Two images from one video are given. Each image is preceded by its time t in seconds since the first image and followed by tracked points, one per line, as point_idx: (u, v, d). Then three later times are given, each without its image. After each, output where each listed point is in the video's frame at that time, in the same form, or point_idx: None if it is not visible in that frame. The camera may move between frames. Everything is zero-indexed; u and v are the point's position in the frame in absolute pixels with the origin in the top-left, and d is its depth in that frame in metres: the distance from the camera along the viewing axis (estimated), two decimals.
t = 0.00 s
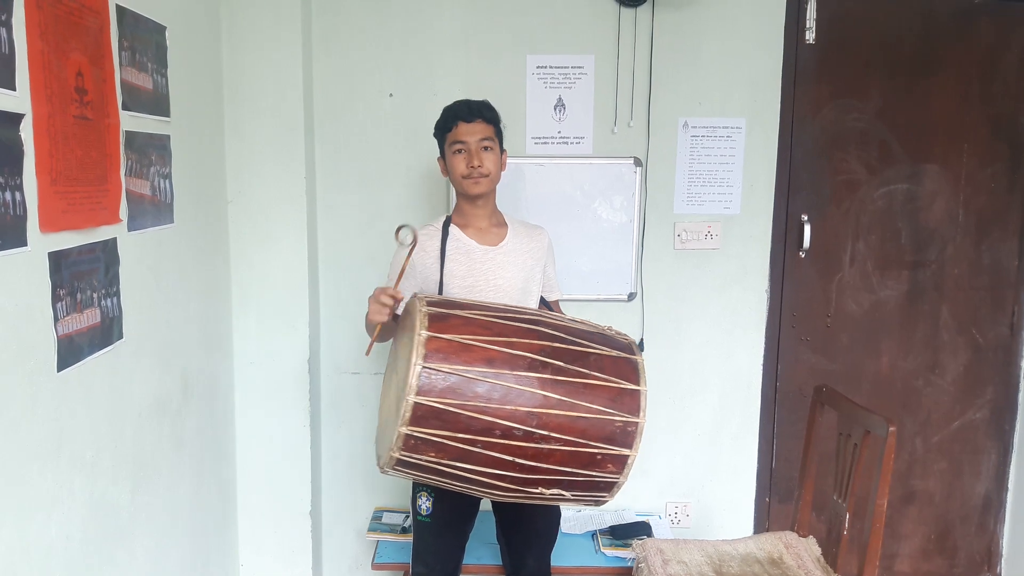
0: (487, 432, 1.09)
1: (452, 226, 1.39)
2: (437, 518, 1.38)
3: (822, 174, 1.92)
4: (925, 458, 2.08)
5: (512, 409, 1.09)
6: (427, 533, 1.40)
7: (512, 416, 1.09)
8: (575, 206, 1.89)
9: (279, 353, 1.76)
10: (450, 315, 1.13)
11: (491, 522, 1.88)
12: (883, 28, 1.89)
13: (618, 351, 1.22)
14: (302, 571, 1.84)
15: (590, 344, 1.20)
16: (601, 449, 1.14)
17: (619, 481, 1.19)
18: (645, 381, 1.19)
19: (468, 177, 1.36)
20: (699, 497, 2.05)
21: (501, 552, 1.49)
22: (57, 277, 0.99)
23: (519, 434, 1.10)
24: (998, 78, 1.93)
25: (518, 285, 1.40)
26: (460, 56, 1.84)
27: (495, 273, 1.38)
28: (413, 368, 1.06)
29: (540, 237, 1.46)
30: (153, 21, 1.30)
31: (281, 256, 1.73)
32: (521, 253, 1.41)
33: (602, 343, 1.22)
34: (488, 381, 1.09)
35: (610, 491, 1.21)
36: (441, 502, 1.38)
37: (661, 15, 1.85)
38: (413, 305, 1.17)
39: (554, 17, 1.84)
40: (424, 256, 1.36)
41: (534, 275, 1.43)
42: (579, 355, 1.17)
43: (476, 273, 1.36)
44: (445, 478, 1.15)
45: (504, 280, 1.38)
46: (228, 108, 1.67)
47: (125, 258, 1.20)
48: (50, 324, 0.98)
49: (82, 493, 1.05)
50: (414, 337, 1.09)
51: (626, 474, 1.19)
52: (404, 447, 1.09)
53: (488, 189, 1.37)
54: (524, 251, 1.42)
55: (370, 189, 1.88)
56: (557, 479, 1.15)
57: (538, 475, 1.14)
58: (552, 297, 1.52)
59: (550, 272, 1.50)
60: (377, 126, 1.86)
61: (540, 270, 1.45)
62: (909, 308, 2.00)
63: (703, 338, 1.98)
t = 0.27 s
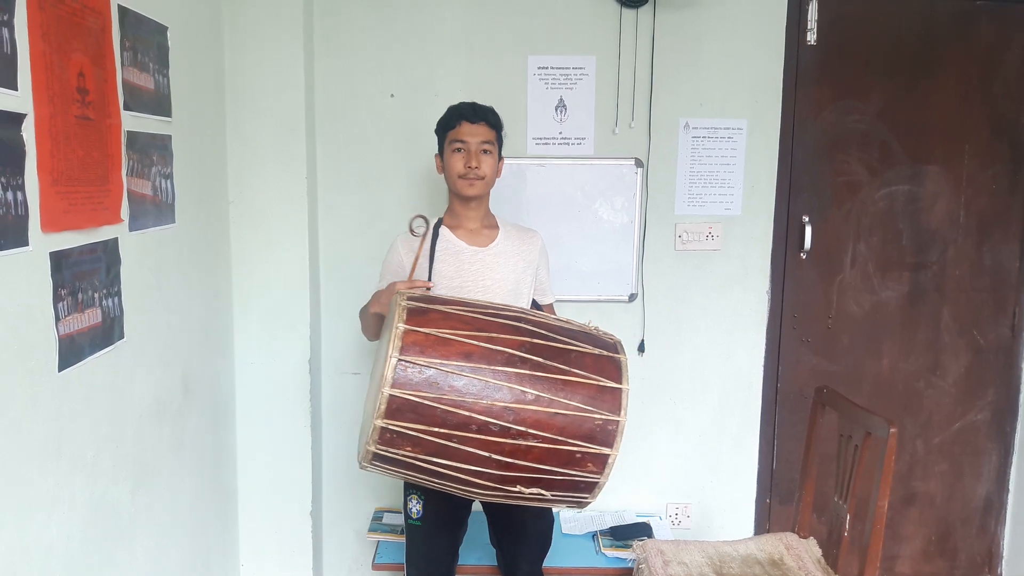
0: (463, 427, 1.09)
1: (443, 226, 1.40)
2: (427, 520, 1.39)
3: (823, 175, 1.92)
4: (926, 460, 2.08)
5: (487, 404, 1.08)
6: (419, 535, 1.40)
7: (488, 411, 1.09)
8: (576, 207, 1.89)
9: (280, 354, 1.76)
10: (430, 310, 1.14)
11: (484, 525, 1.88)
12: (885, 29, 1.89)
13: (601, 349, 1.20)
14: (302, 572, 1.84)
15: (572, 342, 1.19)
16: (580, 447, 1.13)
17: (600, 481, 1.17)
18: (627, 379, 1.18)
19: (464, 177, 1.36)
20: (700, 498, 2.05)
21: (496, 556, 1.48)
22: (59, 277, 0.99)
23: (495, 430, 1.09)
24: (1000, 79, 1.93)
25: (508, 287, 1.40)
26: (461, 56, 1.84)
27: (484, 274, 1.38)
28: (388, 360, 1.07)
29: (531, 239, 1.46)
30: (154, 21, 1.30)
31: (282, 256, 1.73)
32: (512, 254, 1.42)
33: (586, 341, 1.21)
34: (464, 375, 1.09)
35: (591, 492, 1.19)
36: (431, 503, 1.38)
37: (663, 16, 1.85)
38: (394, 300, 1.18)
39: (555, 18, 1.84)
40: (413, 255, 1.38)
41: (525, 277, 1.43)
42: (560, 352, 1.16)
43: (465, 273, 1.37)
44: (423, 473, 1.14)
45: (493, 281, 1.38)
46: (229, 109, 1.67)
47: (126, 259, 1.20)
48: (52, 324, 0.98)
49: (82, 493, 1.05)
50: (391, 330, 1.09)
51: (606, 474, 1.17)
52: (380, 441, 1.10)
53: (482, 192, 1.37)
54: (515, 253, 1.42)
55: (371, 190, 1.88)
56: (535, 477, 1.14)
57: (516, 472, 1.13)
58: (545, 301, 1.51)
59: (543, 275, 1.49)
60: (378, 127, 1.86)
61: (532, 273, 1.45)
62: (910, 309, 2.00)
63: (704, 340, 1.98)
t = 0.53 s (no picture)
0: (458, 443, 1.09)
1: (428, 223, 1.39)
2: (418, 518, 1.39)
3: (824, 175, 1.92)
4: (927, 460, 2.07)
5: (482, 421, 1.08)
6: (410, 533, 1.40)
7: (483, 427, 1.09)
8: (577, 207, 1.89)
9: (280, 354, 1.77)
10: (422, 323, 1.11)
11: (473, 527, 1.87)
12: (886, 29, 1.89)
13: (591, 360, 1.21)
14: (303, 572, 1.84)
15: (562, 354, 1.19)
16: (571, 461, 1.14)
17: (589, 492, 1.19)
18: (617, 392, 1.19)
19: (456, 179, 1.35)
20: (701, 498, 2.04)
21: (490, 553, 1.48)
22: (60, 278, 1.00)
23: (489, 446, 1.10)
24: (1001, 79, 1.93)
25: (494, 287, 1.40)
26: (461, 57, 1.84)
27: (470, 275, 1.38)
28: (383, 378, 1.05)
29: (517, 238, 1.47)
30: (155, 22, 1.31)
31: (283, 256, 1.73)
32: (498, 253, 1.42)
33: (576, 353, 1.21)
34: (459, 392, 1.08)
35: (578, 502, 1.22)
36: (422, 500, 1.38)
37: (663, 16, 1.85)
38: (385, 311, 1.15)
39: (555, 18, 1.84)
40: (398, 254, 1.37)
41: (510, 277, 1.44)
42: (552, 366, 1.16)
43: (450, 274, 1.37)
44: (415, 486, 1.14)
45: (478, 282, 1.39)
46: (229, 109, 1.67)
47: (127, 259, 1.20)
48: (54, 324, 0.99)
49: (83, 493, 1.05)
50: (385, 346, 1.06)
51: (595, 485, 1.19)
52: (374, 457, 1.08)
53: (472, 195, 1.38)
54: (499, 252, 1.42)
55: (371, 191, 1.88)
56: (526, 490, 1.15)
57: (508, 485, 1.14)
58: (528, 299, 1.53)
59: (527, 273, 1.51)
60: (378, 127, 1.86)
61: (516, 272, 1.46)
62: (911, 310, 2.00)
63: (705, 340, 1.98)
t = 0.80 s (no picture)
0: (476, 468, 1.09)
1: (423, 226, 1.37)
2: (414, 516, 1.39)
3: (825, 175, 1.92)
4: (928, 460, 2.07)
5: (501, 448, 1.09)
6: (405, 530, 1.40)
7: (501, 453, 1.09)
8: (578, 207, 1.89)
9: (281, 355, 1.77)
10: (440, 351, 1.10)
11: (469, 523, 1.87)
12: (886, 29, 1.89)
13: (601, 377, 1.20)
14: (303, 571, 1.84)
15: (574, 373, 1.18)
16: (581, 477, 1.16)
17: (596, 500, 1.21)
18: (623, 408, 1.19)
19: (469, 203, 1.33)
20: (701, 498, 2.04)
21: (484, 549, 1.48)
22: (60, 277, 1.00)
23: (507, 469, 1.11)
24: (1002, 79, 1.93)
25: (489, 288, 1.41)
26: (461, 57, 1.84)
27: (466, 278, 1.38)
28: (407, 413, 1.04)
29: (508, 237, 1.48)
30: (156, 22, 1.31)
31: (283, 256, 1.73)
32: (492, 255, 1.42)
33: (585, 369, 1.20)
34: (479, 422, 1.07)
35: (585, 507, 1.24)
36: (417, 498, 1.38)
37: (663, 16, 1.85)
38: (399, 338, 1.12)
39: (555, 18, 1.84)
40: (393, 257, 1.36)
41: (502, 277, 1.45)
42: (565, 387, 1.15)
43: (447, 278, 1.37)
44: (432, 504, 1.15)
45: (475, 285, 1.39)
46: (230, 109, 1.67)
47: (127, 258, 1.20)
48: (54, 324, 0.99)
49: (83, 493, 1.05)
50: (407, 380, 1.05)
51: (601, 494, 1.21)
52: (395, 483, 1.09)
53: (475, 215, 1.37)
54: (493, 252, 1.43)
55: (372, 190, 1.88)
56: (538, 502, 1.17)
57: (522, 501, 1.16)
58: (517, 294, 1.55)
59: (516, 271, 1.53)
60: (379, 127, 1.86)
61: (507, 269, 1.47)
62: (911, 310, 2.00)
63: (705, 340, 1.98)
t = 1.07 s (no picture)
0: (528, 465, 1.08)
1: (446, 227, 1.37)
2: (425, 517, 1.38)
3: (825, 175, 1.92)
4: (928, 460, 2.07)
5: (552, 445, 1.08)
6: (417, 531, 1.40)
7: (552, 451, 1.08)
8: (578, 207, 1.89)
9: (282, 354, 1.77)
10: (494, 349, 1.08)
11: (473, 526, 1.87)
12: (887, 29, 1.89)
13: (633, 376, 1.23)
14: (304, 571, 1.84)
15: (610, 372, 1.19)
16: (617, 474, 1.16)
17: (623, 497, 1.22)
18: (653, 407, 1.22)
19: (505, 213, 1.34)
20: (701, 498, 2.04)
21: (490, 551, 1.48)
22: (60, 277, 1.00)
23: (554, 467, 1.09)
24: (1003, 79, 1.93)
25: (506, 290, 1.43)
26: (462, 57, 1.84)
27: (487, 279, 1.39)
28: (469, 409, 1.01)
29: (521, 240, 1.49)
30: (156, 22, 1.31)
31: (284, 256, 1.73)
32: (509, 258, 1.44)
33: (619, 370, 1.22)
34: (534, 419, 1.06)
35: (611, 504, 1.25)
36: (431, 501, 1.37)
37: (664, 16, 1.85)
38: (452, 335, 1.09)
39: (556, 18, 1.84)
40: (417, 257, 1.35)
41: (515, 280, 1.47)
42: (604, 385, 1.16)
43: (470, 278, 1.38)
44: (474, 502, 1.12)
45: (495, 286, 1.40)
46: (230, 109, 1.67)
47: (128, 258, 1.20)
48: (54, 323, 0.99)
49: (84, 493, 1.05)
50: (469, 376, 1.03)
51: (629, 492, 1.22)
52: (448, 481, 1.05)
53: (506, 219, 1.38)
54: (511, 255, 1.45)
55: (372, 190, 1.88)
56: (575, 500, 1.17)
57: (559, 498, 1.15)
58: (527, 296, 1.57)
59: (523, 273, 1.55)
60: (380, 127, 1.86)
61: (520, 272, 1.49)
62: (912, 310, 1.99)
63: (706, 339, 1.98)
